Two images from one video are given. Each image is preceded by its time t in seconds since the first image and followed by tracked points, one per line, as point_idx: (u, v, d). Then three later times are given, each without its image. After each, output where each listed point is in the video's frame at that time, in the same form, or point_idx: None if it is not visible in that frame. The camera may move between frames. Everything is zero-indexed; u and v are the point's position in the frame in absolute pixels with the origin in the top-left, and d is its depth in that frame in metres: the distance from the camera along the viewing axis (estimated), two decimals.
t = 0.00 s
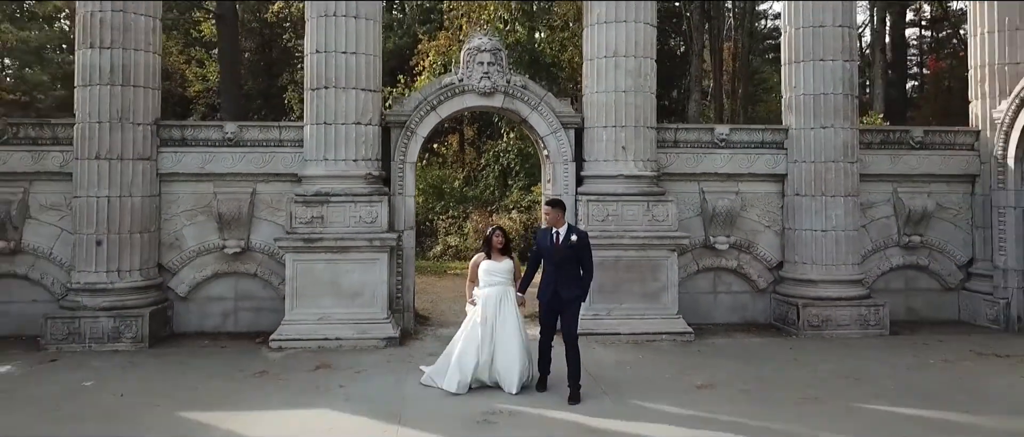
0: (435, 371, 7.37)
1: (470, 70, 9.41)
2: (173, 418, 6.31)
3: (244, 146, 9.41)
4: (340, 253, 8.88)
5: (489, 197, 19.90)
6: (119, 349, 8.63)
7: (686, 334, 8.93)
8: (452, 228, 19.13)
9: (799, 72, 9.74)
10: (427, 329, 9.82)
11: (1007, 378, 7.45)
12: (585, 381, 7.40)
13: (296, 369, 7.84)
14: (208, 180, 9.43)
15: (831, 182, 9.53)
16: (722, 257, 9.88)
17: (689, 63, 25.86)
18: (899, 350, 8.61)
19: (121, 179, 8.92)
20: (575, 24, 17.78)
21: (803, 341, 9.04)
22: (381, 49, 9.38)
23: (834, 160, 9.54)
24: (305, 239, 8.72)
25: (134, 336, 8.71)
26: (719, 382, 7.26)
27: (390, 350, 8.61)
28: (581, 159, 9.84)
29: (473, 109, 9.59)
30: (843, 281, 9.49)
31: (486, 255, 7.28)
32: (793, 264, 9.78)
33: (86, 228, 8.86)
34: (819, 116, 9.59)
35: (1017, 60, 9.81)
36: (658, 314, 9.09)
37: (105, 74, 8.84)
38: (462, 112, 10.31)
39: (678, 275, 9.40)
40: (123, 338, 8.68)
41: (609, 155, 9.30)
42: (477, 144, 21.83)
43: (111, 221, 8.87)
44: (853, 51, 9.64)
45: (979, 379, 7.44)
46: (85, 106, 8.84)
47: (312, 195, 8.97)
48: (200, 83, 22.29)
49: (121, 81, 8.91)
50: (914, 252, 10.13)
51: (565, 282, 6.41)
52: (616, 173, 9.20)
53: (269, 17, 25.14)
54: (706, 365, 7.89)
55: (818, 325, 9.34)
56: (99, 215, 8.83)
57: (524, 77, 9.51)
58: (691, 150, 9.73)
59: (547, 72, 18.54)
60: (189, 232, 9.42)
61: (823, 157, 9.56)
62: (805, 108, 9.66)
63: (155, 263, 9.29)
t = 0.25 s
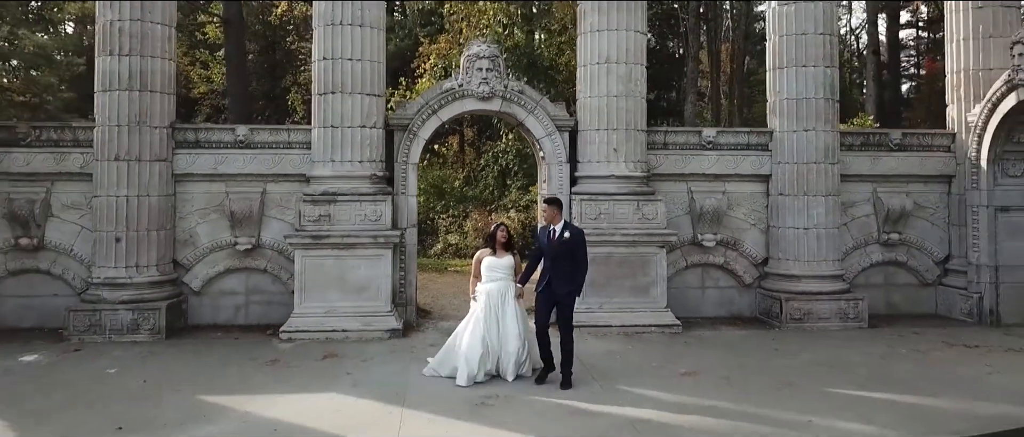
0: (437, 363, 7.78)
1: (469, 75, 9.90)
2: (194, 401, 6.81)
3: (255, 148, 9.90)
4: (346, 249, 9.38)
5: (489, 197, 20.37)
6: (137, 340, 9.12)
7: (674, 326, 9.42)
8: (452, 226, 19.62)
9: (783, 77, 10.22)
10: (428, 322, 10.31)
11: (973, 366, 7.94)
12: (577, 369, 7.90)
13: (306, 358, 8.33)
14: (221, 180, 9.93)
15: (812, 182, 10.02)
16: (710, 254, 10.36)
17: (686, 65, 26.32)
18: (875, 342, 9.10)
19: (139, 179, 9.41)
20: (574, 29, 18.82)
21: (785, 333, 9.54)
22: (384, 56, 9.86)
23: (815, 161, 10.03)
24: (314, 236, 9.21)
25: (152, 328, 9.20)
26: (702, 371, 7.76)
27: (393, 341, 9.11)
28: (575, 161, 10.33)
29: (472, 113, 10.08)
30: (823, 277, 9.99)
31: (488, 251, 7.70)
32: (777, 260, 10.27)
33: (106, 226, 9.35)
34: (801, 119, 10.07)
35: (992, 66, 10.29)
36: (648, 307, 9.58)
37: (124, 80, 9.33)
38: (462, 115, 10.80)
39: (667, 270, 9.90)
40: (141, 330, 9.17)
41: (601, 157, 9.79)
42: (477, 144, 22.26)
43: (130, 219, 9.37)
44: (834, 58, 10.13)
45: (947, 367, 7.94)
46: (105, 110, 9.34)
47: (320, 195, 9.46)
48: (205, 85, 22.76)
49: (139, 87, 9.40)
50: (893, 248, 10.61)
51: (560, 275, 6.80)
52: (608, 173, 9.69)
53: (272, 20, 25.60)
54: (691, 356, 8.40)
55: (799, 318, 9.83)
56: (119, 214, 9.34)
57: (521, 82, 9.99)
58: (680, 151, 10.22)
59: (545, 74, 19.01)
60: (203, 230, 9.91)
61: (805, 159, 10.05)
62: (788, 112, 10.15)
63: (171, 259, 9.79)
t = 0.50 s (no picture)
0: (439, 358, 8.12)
1: (468, 81, 10.41)
2: (213, 386, 7.33)
3: (265, 150, 10.41)
4: (352, 246, 9.89)
5: (489, 196, 20.90)
6: (155, 332, 9.64)
7: (663, 320, 9.93)
8: (453, 225, 20.16)
9: (767, 83, 10.72)
10: (430, 316, 10.83)
11: (942, 356, 8.46)
12: (569, 358, 8.42)
13: (315, 349, 8.86)
14: (233, 181, 10.45)
15: (795, 183, 10.53)
16: (698, 251, 10.87)
17: (682, 68, 26.81)
18: (853, 334, 9.61)
19: (156, 180, 9.93)
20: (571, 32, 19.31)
21: (769, 326, 10.05)
22: (388, 63, 10.37)
23: (798, 163, 10.54)
24: (321, 234, 9.73)
25: (168, 321, 9.73)
26: (686, 360, 8.27)
27: (397, 333, 9.63)
28: (570, 162, 10.84)
29: (471, 117, 10.59)
30: (805, 272, 10.50)
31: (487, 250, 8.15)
32: (762, 257, 10.78)
33: (125, 224, 9.88)
34: (785, 123, 10.58)
35: (967, 72, 10.79)
36: (638, 301, 10.10)
37: (141, 86, 9.86)
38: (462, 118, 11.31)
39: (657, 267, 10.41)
40: (158, 323, 9.69)
41: (595, 158, 10.31)
42: (477, 145, 22.60)
43: (148, 218, 9.89)
44: (816, 65, 10.64)
45: (917, 357, 8.46)
46: (124, 115, 9.86)
47: (327, 195, 9.98)
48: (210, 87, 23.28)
49: (156, 93, 9.93)
50: (874, 246, 11.12)
51: (552, 272, 7.24)
52: (600, 174, 10.21)
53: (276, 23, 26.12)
54: (678, 347, 8.92)
55: (783, 312, 10.35)
56: (137, 213, 9.86)
57: (518, 88, 10.50)
58: (669, 153, 10.74)
59: (543, 77, 19.47)
60: (216, 228, 10.44)
61: (788, 161, 10.56)
62: (772, 116, 10.64)
63: (186, 256, 10.31)
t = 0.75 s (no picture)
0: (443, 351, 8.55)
1: (469, 87, 10.95)
2: (231, 373, 7.87)
3: (276, 152, 10.96)
4: (359, 244, 10.43)
5: (489, 196, 21.44)
6: (172, 325, 10.19)
7: (654, 313, 10.47)
8: (454, 224, 20.76)
9: (753, 88, 11.28)
10: (432, 311, 11.37)
11: (914, 346, 9.00)
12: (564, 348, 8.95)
13: (324, 340, 9.40)
14: (245, 182, 10.99)
15: (780, 183, 11.06)
16: (687, 249, 11.41)
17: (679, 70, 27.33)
18: (833, 327, 10.15)
19: (172, 181, 10.48)
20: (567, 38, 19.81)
21: (754, 320, 10.59)
22: (392, 70, 10.92)
23: (782, 165, 11.08)
24: (330, 232, 10.28)
25: (185, 315, 10.27)
26: (674, 351, 8.81)
27: (401, 326, 10.17)
28: (565, 164, 11.39)
29: (471, 121, 11.13)
30: (790, 269, 11.04)
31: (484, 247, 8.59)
32: (749, 254, 11.32)
33: (143, 223, 10.42)
34: (770, 127, 11.12)
35: (942, 78, 11.35)
36: (630, 296, 10.63)
37: (159, 92, 10.40)
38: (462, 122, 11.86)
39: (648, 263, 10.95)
40: (175, 316, 10.24)
41: (589, 160, 10.85)
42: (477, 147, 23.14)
43: (165, 217, 10.43)
44: (800, 71, 11.18)
45: (891, 347, 9.00)
46: (142, 120, 10.40)
47: (335, 195, 10.51)
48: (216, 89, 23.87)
49: (173, 99, 10.47)
50: (856, 244, 11.65)
51: (548, 266, 7.76)
52: (594, 176, 10.76)
53: (280, 26, 26.66)
54: (666, 338, 9.45)
55: (768, 306, 10.88)
56: (155, 212, 10.41)
57: (516, 93, 11.05)
58: (660, 156, 11.28)
59: (542, 81, 19.97)
60: (229, 227, 10.99)
61: (773, 162, 11.09)
62: (758, 120, 11.20)
63: (200, 253, 10.85)
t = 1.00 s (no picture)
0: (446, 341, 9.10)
1: (470, 93, 11.49)
2: (248, 362, 8.43)
3: (286, 155, 11.51)
4: (365, 242, 10.98)
5: (489, 196, 22.01)
6: (188, 318, 10.75)
7: (645, 308, 11.02)
8: (455, 224, 21.29)
9: (741, 94, 11.82)
10: (435, 305, 11.93)
11: (889, 338, 9.55)
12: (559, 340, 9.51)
13: (333, 332, 9.95)
14: (257, 183, 11.54)
15: (766, 185, 11.60)
16: (678, 246, 11.97)
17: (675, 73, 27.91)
18: (815, 321, 10.70)
19: (188, 182, 11.03)
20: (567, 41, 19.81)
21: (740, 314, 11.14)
22: (397, 76, 11.46)
23: (769, 167, 11.62)
24: (338, 230, 10.84)
25: (200, 309, 10.83)
26: (662, 342, 9.36)
27: (405, 320, 10.72)
28: (562, 166, 11.94)
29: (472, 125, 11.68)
30: (775, 266, 11.59)
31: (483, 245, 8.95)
32: (737, 252, 11.87)
33: (161, 222, 10.98)
34: (756, 131, 11.66)
35: (921, 83, 11.90)
36: (623, 292, 11.19)
37: (175, 98, 10.96)
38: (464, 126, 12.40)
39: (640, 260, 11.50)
40: (191, 310, 10.80)
41: (584, 162, 11.40)
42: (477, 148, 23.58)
43: (181, 216, 10.99)
44: (785, 77, 11.72)
45: (867, 339, 9.55)
46: (160, 124, 10.96)
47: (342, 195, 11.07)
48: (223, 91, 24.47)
49: (188, 104, 11.02)
50: (839, 242, 12.20)
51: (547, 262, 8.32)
52: (589, 177, 11.31)
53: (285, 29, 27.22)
54: (656, 331, 10.01)
55: (754, 301, 11.43)
56: (171, 212, 10.97)
57: (515, 99, 11.59)
58: (652, 158, 11.83)
59: (541, 84, 20.56)
60: (241, 225, 11.54)
61: (760, 164, 11.63)
62: (745, 124, 11.73)
63: (214, 250, 11.41)
